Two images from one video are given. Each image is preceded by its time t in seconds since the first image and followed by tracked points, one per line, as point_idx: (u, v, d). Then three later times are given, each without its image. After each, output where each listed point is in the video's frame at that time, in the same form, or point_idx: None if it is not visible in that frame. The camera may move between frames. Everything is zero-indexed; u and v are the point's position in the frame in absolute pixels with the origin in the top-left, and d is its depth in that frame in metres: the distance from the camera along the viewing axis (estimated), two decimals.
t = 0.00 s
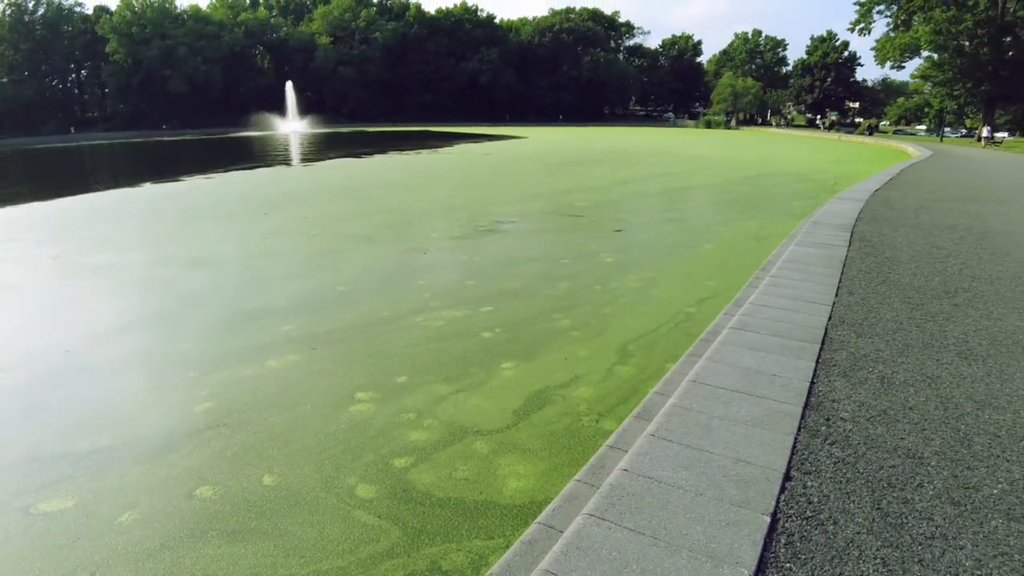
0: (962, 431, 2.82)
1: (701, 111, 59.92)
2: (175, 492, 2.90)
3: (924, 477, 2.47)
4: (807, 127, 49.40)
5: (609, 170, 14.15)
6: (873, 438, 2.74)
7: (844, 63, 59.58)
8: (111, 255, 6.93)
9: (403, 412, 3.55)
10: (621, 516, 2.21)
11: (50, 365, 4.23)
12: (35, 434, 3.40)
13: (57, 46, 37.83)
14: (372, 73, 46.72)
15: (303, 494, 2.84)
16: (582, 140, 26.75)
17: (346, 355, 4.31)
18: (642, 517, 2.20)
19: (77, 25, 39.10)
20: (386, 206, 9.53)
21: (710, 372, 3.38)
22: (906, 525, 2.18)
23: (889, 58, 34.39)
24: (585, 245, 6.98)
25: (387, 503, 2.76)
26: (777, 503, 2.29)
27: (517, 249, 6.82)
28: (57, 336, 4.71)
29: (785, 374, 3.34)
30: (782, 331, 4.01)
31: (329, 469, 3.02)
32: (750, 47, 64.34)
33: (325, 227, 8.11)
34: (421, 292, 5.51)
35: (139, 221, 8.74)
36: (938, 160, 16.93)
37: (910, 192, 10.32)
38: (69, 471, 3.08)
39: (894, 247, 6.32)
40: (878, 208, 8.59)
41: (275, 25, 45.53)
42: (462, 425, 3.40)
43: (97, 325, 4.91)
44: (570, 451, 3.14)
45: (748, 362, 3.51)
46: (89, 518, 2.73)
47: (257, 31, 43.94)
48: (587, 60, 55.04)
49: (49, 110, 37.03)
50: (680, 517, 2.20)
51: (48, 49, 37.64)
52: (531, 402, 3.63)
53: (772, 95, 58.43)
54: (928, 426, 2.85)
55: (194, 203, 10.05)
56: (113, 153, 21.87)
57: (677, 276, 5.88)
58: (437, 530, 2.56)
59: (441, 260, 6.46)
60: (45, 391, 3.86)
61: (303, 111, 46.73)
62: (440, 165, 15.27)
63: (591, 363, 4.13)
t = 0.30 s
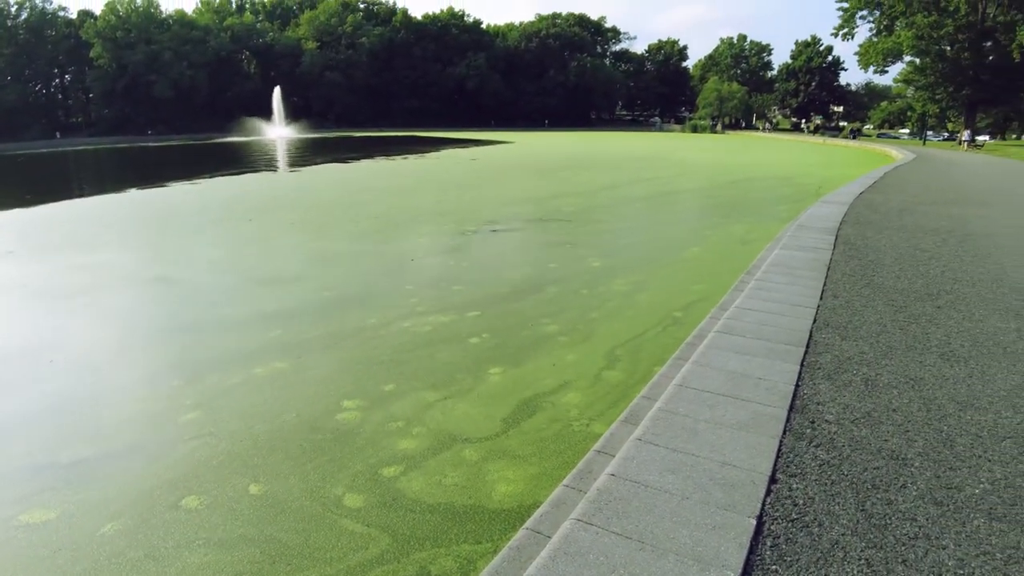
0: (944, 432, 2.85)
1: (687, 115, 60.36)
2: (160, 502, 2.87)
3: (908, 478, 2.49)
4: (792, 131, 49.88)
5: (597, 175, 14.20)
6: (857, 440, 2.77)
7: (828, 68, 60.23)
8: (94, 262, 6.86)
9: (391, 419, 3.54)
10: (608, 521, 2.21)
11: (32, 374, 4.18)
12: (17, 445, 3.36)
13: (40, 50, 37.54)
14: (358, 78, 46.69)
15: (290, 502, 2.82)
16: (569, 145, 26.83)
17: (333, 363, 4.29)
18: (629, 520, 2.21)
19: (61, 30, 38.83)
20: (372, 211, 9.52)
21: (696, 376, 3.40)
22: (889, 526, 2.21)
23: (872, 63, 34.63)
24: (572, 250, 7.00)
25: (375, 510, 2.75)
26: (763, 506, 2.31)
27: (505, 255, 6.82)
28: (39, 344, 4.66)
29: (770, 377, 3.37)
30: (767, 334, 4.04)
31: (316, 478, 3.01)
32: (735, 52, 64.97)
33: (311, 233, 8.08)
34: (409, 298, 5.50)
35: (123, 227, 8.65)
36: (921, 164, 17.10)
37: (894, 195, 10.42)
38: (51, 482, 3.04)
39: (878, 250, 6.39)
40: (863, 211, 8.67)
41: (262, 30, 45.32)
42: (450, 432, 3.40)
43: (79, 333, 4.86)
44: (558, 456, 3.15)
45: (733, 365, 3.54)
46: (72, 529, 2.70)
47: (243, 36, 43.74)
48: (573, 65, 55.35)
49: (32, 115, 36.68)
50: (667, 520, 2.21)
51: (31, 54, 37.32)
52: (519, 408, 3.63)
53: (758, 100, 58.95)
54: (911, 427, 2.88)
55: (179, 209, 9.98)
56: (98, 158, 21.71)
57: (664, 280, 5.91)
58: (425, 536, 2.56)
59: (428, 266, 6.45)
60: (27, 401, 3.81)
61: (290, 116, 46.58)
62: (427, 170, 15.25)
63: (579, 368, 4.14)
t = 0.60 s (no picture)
0: (927, 433, 2.89)
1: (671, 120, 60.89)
2: (143, 513, 2.83)
3: (890, 478, 2.52)
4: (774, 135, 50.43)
5: (581, 179, 14.27)
6: (840, 441, 2.79)
7: (809, 73, 61.02)
8: (73, 270, 6.77)
9: (376, 427, 3.52)
10: (595, 525, 2.22)
11: (9, 385, 4.11)
12: None
13: (19, 55, 37.10)
14: (342, 84, 46.60)
15: (275, 512, 2.80)
16: (553, 150, 26.94)
17: (318, 371, 4.26)
18: (616, 526, 2.21)
19: (40, 35, 38.37)
20: (357, 217, 9.48)
21: (682, 380, 3.41)
22: (873, 526, 2.23)
23: (853, 68, 35.08)
24: (558, 255, 7.01)
25: (362, 520, 2.73)
26: (748, 509, 2.32)
27: (491, 260, 6.83)
28: (17, 354, 4.58)
29: (754, 381, 3.39)
30: (751, 338, 4.07)
31: (302, 488, 2.98)
32: (717, 57, 65.68)
33: (294, 239, 8.03)
34: (393, 305, 5.48)
35: (103, 234, 8.55)
36: (901, 167, 17.35)
37: (875, 198, 10.56)
38: (30, 495, 2.98)
39: (860, 253, 6.47)
40: (845, 215, 8.78)
41: (245, 36, 45.01)
42: (436, 440, 3.39)
43: (57, 343, 4.79)
44: (545, 462, 3.15)
45: (718, 369, 3.56)
46: (51, 543, 2.65)
47: (227, 41, 43.45)
48: (557, 71, 55.72)
49: (11, 121, 36.21)
50: (653, 524, 2.22)
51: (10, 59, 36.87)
52: (507, 414, 3.63)
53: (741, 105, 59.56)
54: (893, 428, 2.92)
55: (161, 216, 9.88)
56: (78, 164, 21.46)
57: (650, 284, 5.93)
58: (413, 546, 2.54)
59: (413, 272, 6.44)
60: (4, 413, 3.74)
61: (274, 122, 46.33)
62: (412, 176, 15.22)
63: (565, 373, 4.15)
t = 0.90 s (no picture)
0: (908, 434, 2.93)
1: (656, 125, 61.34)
2: (127, 524, 2.80)
3: (873, 479, 2.56)
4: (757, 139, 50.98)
5: (566, 184, 14.34)
6: (824, 443, 2.83)
7: (791, 77, 61.80)
8: (53, 278, 6.69)
9: (362, 434, 3.51)
10: (582, 530, 2.23)
11: None
12: None
13: None
14: (326, 90, 46.52)
15: (261, 521, 2.78)
16: (538, 155, 27.04)
17: (302, 379, 4.23)
18: (603, 530, 2.22)
19: (20, 40, 38.01)
20: (342, 223, 9.46)
21: (667, 384, 3.43)
22: (856, 526, 2.26)
23: (834, 73, 35.58)
24: (543, 259, 7.05)
25: (349, 528, 2.71)
26: (733, 511, 2.34)
27: (476, 265, 6.84)
28: None
29: (739, 384, 3.42)
30: (735, 341, 4.11)
31: (288, 496, 2.97)
32: (701, 62, 66.37)
33: (278, 245, 8.00)
34: (378, 312, 5.46)
35: (83, 241, 8.45)
36: (881, 171, 17.62)
37: (856, 201, 10.72)
38: (10, 506, 2.94)
39: (842, 256, 6.56)
40: (826, 218, 8.90)
41: (228, 41, 44.80)
42: (423, 447, 3.38)
43: (38, 351, 4.72)
44: (532, 467, 3.15)
45: (703, 373, 3.59)
46: (33, 555, 2.62)
47: (209, 46, 43.17)
48: (541, 76, 56.03)
49: None
50: (640, 529, 2.23)
51: None
52: (493, 419, 3.64)
53: (724, 109, 60.15)
54: (875, 430, 2.96)
55: (143, 223, 9.80)
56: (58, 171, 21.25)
57: (635, 288, 5.97)
58: (400, 554, 2.54)
59: (398, 278, 6.43)
60: None
61: (258, 127, 46.11)
62: (397, 181, 15.20)
63: (552, 378, 4.16)
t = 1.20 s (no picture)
0: (888, 434, 2.99)
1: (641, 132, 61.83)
2: (112, 535, 2.77)
3: (854, 480, 2.60)
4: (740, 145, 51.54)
5: (552, 191, 14.43)
6: (806, 446, 2.87)
7: (774, 84, 62.59)
8: (35, 287, 6.60)
9: (348, 441, 3.51)
10: (569, 534, 2.24)
11: None
12: None
13: None
14: (312, 97, 46.45)
15: (247, 529, 2.77)
16: (524, 162, 27.17)
17: (288, 387, 4.21)
18: (588, 534, 2.24)
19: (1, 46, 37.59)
20: (327, 230, 9.43)
21: (651, 389, 3.46)
22: (839, 527, 2.29)
23: (816, 79, 36.16)
24: (529, 266, 7.08)
25: (334, 536, 2.71)
26: (717, 514, 2.37)
27: (463, 272, 6.86)
28: None
29: (722, 388, 3.46)
30: (718, 346, 4.16)
31: (274, 504, 2.96)
32: (685, 69, 67.11)
33: (264, 253, 7.97)
34: (365, 319, 5.46)
35: (65, 250, 8.35)
36: (862, 176, 17.88)
37: (838, 207, 10.86)
38: None
39: (824, 260, 6.65)
40: (809, 223, 9.03)
41: (213, 48, 44.61)
42: (409, 453, 3.39)
43: (21, 361, 4.67)
44: (518, 473, 3.18)
45: (686, 377, 3.63)
46: (16, 567, 2.59)
47: (194, 53, 42.94)
48: (527, 83, 56.36)
49: None
50: (625, 531, 2.25)
51: None
52: (479, 425, 3.66)
53: (708, 116, 60.78)
54: (857, 431, 3.01)
55: (127, 231, 9.70)
56: (40, 178, 21.02)
57: (620, 294, 6.02)
58: (387, 561, 2.54)
59: (385, 285, 6.43)
60: None
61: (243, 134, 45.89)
62: (383, 188, 15.19)
63: (538, 384, 4.18)
